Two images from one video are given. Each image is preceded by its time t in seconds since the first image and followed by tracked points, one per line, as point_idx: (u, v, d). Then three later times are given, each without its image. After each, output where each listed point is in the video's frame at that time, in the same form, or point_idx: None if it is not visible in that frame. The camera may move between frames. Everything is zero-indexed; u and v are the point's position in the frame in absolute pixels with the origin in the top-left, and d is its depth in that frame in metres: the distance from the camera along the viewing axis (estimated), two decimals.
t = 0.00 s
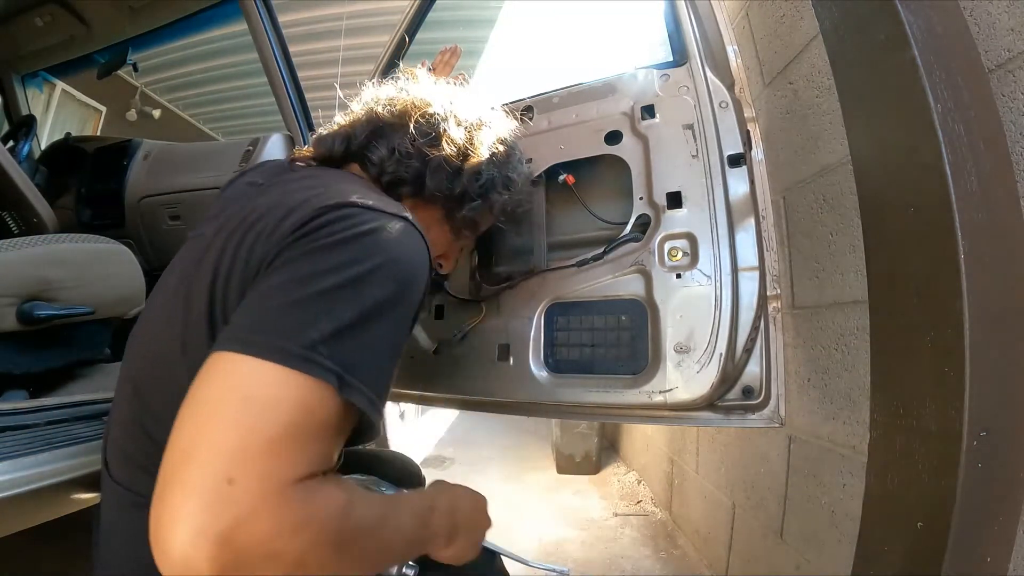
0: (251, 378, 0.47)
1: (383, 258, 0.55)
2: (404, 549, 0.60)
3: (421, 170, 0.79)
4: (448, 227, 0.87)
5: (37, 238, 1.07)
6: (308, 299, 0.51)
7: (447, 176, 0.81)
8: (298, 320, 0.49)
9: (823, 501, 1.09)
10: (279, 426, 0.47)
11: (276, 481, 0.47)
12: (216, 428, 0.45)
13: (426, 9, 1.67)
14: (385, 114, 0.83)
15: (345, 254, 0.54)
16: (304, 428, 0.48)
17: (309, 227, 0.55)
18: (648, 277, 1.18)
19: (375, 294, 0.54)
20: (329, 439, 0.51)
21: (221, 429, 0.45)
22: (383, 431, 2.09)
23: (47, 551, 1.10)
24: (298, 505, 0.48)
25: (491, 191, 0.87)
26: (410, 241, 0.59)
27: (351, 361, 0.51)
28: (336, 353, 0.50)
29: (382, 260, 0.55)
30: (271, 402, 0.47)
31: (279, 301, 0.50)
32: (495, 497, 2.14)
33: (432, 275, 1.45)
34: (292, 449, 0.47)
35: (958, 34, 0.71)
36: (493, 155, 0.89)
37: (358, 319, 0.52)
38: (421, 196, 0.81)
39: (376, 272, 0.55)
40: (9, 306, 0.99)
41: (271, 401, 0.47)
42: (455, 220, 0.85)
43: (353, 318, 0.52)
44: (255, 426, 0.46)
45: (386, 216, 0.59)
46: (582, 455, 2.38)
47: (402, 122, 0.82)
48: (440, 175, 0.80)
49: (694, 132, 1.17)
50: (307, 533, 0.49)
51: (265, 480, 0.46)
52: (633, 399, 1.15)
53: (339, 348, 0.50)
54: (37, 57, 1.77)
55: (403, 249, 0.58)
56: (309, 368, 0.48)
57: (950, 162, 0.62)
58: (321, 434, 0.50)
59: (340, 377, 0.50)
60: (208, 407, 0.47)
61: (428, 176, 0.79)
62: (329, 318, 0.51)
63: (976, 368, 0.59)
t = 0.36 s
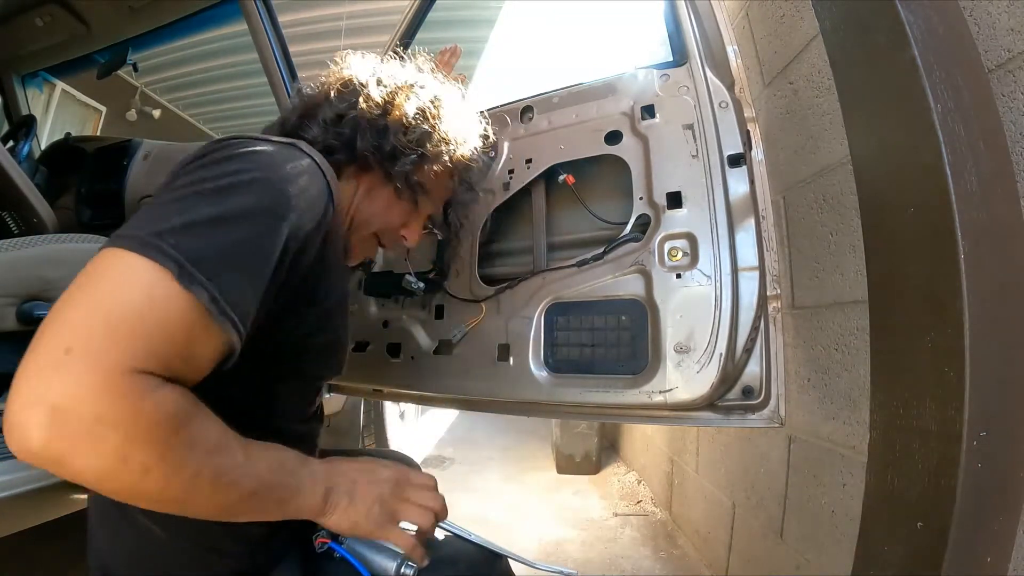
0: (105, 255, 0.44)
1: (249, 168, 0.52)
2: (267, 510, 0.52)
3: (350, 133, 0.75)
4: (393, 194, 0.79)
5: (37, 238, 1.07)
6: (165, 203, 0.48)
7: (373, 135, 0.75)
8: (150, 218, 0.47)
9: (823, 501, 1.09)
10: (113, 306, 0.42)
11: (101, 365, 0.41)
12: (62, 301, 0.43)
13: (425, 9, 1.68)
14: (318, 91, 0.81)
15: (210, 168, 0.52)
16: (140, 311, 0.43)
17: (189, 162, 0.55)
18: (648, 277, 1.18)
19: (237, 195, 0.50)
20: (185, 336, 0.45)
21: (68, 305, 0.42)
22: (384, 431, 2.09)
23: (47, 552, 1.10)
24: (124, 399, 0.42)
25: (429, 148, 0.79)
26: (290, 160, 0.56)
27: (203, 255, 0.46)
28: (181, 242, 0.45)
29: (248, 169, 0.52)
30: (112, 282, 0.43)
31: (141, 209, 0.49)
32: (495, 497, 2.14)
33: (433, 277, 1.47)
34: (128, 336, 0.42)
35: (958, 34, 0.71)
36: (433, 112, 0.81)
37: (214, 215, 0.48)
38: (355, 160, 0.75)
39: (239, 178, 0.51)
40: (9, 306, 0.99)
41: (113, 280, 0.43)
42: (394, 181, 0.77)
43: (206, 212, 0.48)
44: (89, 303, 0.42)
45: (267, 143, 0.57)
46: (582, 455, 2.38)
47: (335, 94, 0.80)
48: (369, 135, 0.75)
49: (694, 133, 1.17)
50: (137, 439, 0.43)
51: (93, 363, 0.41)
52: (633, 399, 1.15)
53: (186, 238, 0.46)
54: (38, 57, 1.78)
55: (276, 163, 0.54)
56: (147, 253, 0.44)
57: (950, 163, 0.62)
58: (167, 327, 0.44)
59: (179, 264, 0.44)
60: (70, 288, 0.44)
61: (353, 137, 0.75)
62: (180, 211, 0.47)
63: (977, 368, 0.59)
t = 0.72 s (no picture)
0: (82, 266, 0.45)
1: (191, 144, 0.53)
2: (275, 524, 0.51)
3: (285, 84, 0.83)
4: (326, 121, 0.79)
5: (38, 238, 1.07)
6: (126, 201, 0.49)
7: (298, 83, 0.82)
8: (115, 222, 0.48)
9: (823, 501, 1.08)
10: (99, 313, 0.43)
11: (95, 375, 0.42)
12: (47, 323, 0.43)
13: (426, 9, 1.65)
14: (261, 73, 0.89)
15: (156, 157, 0.53)
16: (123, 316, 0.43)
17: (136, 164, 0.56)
18: (648, 277, 1.18)
19: (187, 175, 0.50)
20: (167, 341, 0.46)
21: (55, 329, 0.43)
22: (384, 430, 2.09)
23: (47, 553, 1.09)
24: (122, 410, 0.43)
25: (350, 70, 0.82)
26: (232, 132, 0.57)
27: (168, 241, 0.47)
28: (150, 232, 0.46)
29: (191, 147, 0.53)
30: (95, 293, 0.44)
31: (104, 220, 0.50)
32: (495, 497, 2.14)
33: (433, 277, 1.47)
34: (116, 343, 0.43)
35: (958, 34, 0.71)
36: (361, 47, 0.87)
37: (175, 201, 0.49)
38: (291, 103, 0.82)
39: (184, 156, 0.52)
40: (9, 306, 0.98)
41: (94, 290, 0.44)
42: (320, 104, 0.79)
43: (166, 199, 0.48)
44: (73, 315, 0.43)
45: (206, 121, 0.57)
46: (582, 455, 2.38)
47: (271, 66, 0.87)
48: (296, 80, 0.82)
49: (694, 133, 1.17)
50: (136, 451, 0.43)
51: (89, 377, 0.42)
52: (633, 398, 1.15)
53: (151, 228, 0.46)
54: (37, 57, 1.78)
55: (216, 137, 0.55)
56: (122, 250, 0.45)
57: (951, 163, 0.62)
58: (158, 326, 0.45)
59: (154, 255, 0.45)
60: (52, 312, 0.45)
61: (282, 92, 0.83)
62: (145, 205, 0.48)
63: (977, 368, 0.59)
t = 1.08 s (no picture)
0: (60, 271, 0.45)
1: (174, 145, 0.54)
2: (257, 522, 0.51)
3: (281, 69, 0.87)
4: (318, 108, 0.81)
5: (38, 238, 1.07)
6: (106, 203, 0.50)
7: (287, 72, 0.86)
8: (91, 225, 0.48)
9: (823, 501, 1.09)
10: (73, 316, 0.43)
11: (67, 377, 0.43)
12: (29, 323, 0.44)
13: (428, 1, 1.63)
14: (251, 72, 0.92)
15: (139, 157, 0.53)
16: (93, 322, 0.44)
17: (127, 164, 0.57)
18: (649, 277, 1.18)
19: (165, 182, 0.50)
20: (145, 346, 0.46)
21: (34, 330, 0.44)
22: (384, 430, 2.09)
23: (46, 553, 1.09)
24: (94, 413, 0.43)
25: (335, 53, 0.86)
26: (217, 133, 0.57)
27: (136, 245, 0.47)
28: (119, 238, 0.46)
29: (173, 147, 0.53)
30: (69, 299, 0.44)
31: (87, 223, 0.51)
32: (495, 497, 2.14)
33: (433, 277, 1.47)
34: (88, 347, 0.43)
35: (958, 34, 0.71)
36: (347, 23, 0.93)
37: (147, 206, 0.49)
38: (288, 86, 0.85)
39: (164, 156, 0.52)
40: (8, 306, 0.98)
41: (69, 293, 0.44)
42: (310, 92, 0.82)
43: (139, 200, 0.49)
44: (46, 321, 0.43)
45: (194, 121, 0.58)
46: (582, 455, 2.37)
47: (263, 62, 0.91)
48: (292, 64, 0.87)
49: (694, 133, 1.17)
50: (111, 453, 0.43)
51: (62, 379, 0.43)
52: (633, 398, 1.15)
53: (121, 231, 0.47)
54: (37, 58, 1.79)
55: (201, 137, 0.55)
56: (91, 255, 0.45)
57: (950, 164, 0.62)
58: (132, 331, 0.45)
59: (118, 259, 0.45)
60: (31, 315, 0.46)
61: (273, 87, 0.86)
62: (118, 208, 0.48)
63: (977, 368, 0.59)
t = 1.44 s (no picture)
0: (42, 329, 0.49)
1: (148, 186, 0.56)
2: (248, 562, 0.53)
3: (278, 67, 0.88)
4: (319, 107, 0.82)
5: (38, 238, 1.08)
6: (85, 252, 0.53)
7: (288, 71, 0.86)
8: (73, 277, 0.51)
9: (823, 501, 1.09)
10: (55, 376, 0.47)
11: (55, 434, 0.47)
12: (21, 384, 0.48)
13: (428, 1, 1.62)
14: (252, 74, 0.92)
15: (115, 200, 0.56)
16: (79, 384, 0.47)
17: (106, 201, 0.59)
18: (648, 277, 1.18)
19: (140, 234, 0.53)
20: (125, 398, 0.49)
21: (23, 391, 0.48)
22: (384, 430, 2.09)
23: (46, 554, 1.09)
24: (80, 465, 0.47)
25: (335, 51, 0.86)
26: (195, 175, 0.59)
27: (113, 298, 0.50)
28: (97, 296, 0.49)
29: (146, 189, 0.56)
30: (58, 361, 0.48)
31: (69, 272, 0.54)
32: (495, 497, 2.14)
33: (433, 277, 1.47)
34: (70, 404, 0.47)
35: (958, 34, 0.71)
36: (348, 18, 0.93)
37: (122, 262, 0.51)
38: (287, 84, 0.86)
39: (138, 201, 0.55)
40: (8, 306, 0.98)
41: (55, 356, 0.48)
42: (312, 90, 0.82)
43: (116, 252, 0.52)
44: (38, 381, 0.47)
45: (167, 155, 0.60)
46: (582, 455, 2.37)
47: (263, 63, 0.91)
48: (290, 62, 0.87)
49: (694, 133, 1.17)
50: (99, 500, 0.47)
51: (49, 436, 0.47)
52: (633, 398, 1.15)
53: (99, 286, 0.50)
54: (36, 57, 1.78)
55: (176, 176, 0.58)
56: (69, 313, 0.48)
57: (950, 164, 0.62)
58: (114, 388, 0.48)
59: (95, 317, 0.48)
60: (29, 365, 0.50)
61: (274, 87, 0.87)
62: (96, 260, 0.51)
63: (977, 368, 0.59)
